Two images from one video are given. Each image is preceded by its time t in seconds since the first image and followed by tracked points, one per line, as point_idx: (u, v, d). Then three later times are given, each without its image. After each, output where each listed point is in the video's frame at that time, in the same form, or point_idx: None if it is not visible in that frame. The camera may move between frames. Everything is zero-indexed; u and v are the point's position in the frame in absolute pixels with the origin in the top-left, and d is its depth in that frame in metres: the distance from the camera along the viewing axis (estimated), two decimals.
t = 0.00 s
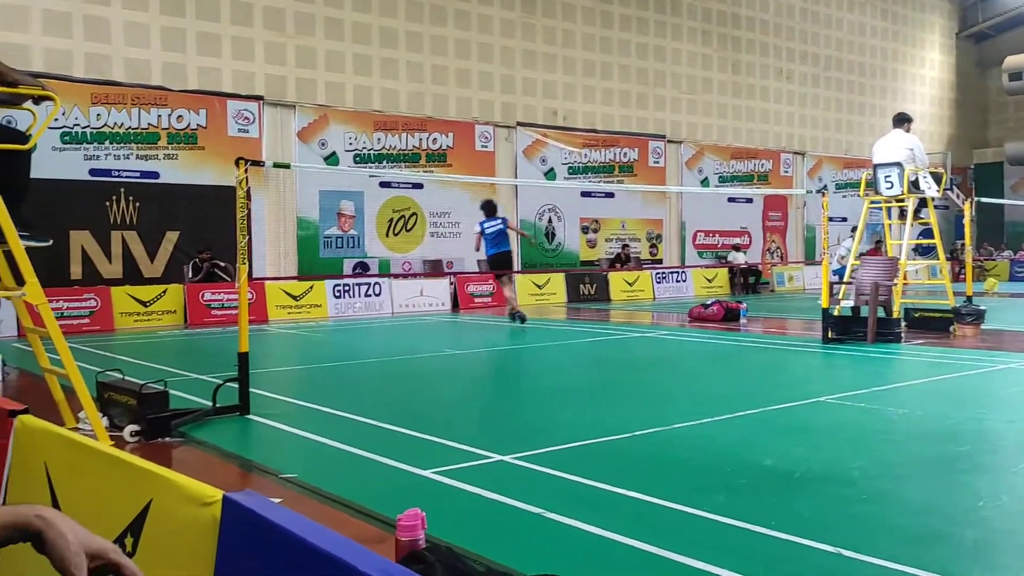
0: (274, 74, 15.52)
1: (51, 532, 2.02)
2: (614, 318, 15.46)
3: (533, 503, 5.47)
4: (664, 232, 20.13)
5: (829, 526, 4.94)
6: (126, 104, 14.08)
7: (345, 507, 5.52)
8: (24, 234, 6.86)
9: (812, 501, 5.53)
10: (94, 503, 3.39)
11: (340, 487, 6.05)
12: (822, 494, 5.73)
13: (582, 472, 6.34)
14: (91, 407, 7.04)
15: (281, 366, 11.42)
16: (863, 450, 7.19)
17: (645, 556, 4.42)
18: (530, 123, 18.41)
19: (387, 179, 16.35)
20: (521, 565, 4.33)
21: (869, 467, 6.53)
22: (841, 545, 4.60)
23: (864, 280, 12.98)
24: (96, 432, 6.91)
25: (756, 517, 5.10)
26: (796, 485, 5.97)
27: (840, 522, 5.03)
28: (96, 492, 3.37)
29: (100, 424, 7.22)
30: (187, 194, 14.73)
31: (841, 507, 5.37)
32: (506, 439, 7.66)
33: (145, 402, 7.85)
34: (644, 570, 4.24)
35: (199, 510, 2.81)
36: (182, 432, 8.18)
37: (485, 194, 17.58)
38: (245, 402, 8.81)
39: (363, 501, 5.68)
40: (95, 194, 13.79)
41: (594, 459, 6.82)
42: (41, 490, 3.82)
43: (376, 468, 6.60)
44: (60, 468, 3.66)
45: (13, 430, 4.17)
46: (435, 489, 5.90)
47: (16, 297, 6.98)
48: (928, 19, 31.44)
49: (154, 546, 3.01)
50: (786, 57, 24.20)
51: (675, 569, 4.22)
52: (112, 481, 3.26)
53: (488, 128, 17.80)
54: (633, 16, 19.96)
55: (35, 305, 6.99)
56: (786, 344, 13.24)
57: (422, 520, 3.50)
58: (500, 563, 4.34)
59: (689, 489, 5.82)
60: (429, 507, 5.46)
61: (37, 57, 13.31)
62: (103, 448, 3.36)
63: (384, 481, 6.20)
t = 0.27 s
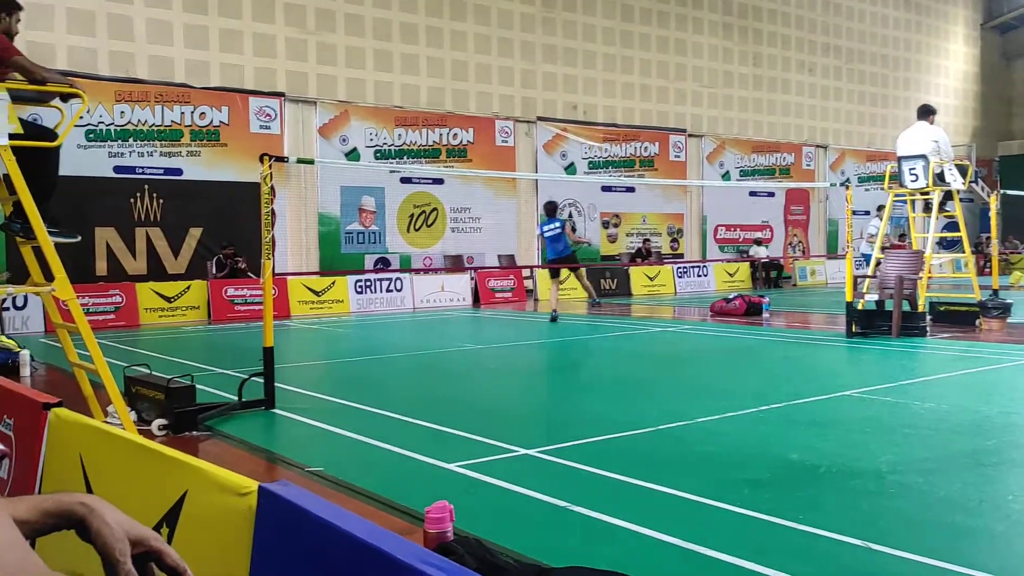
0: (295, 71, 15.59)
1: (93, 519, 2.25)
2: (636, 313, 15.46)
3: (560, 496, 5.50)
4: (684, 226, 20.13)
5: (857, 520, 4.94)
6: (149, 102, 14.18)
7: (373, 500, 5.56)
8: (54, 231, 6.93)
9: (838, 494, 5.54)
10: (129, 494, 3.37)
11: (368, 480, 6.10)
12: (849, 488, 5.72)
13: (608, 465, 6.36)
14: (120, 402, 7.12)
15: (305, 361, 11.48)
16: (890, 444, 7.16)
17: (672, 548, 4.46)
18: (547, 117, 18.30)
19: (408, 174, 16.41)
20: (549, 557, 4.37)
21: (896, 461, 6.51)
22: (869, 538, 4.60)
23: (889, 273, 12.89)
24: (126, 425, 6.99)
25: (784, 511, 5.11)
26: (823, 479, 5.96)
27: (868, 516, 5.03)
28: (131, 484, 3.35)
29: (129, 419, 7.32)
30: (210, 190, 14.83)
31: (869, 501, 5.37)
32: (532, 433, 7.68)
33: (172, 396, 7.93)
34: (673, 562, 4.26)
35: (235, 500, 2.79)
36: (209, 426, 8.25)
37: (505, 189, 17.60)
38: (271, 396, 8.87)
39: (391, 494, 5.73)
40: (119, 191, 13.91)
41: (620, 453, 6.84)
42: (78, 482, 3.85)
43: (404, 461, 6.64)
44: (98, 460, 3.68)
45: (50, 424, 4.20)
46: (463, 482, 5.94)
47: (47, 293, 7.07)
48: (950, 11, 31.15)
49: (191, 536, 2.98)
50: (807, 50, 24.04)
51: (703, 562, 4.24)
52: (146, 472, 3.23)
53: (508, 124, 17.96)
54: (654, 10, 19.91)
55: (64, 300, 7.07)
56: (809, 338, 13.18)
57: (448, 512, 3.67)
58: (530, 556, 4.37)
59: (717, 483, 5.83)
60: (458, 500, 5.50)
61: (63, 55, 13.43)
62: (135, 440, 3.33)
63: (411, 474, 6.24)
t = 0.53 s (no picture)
0: (315, 71, 15.67)
1: (120, 518, 1.88)
2: (656, 311, 15.41)
3: (582, 496, 5.49)
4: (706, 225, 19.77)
5: (881, 520, 4.89)
6: (171, 103, 14.31)
7: (393, 499, 5.57)
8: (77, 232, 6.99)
9: (861, 494, 5.50)
10: (153, 495, 3.39)
11: (389, 479, 6.12)
12: (873, 488, 5.67)
13: (629, 465, 6.34)
14: (143, 402, 7.16)
15: (325, 361, 11.51)
16: (914, 444, 7.08)
17: (693, 548, 4.44)
18: (568, 117, 18.56)
19: (427, 174, 16.45)
20: (570, 555, 4.37)
21: (921, 462, 6.43)
22: (893, 539, 4.56)
23: (912, 271, 12.76)
24: (149, 425, 7.04)
25: (807, 511, 5.07)
26: (846, 479, 5.92)
27: (894, 517, 4.98)
28: (155, 485, 3.37)
29: (152, 417, 7.37)
30: (230, 190, 14.92)
31: (893, 502, 5.31)
32: (551, 433, 7.66)
33: (195, 395, 8.00)
34: (694, 562, 4.24)
35: (258, 498, 2.81)
36: (231, 425, 8.31)
37: (524, 188, 17.62)
38: (292, 395, 8.91)
39: (411, 493, 5.74)
40: (141, 192, 14.04)
41: (641, 452, 6.81)
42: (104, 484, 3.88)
43: (425, 461, 6.65)
44: (122, 459, 3.72)
45: (76, 423, 4.25)
46: (483, 482, 5.93)
47: (72, 293, 7.14)
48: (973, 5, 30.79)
49: (215, 536, 2.99)
50: (828, 46, 23.85)
51: (726, 562, 4.22)
52: (172, 472, 3.26)
53: (526, 123, 18.06)
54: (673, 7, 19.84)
55: (89, 300, 7.14)
56: (830, 337, 13.08)
57: (470, 509, 3.66)
58: (551, 555, 4.37)
59: (738, 483, 5.80)
60: (479, 499, 5.50)
61: (86, 57, 13.57)
62: (161, 440, 3.37)
63: (432, 474, 6.25)
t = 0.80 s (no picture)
0: (324, 75, 15.73)
1: (130, 521, 1.80)
2: (666, 314, 15.38)
3: (591, 499, 5.48)
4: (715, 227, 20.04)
5: (893, 523, 4.86)
6: (181, 108, 14.39)
7: (403, 502, 5.58)
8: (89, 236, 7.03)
9: (873, 497, 5.45)
10: (164, 498, 3.41)
11: (399, 482, 6.13)
12: (885, 491, 5.63)
13: (639, 468, 6.32)
14: (155, 406, 7.18)
15: (335, 364, 11.52)
16: (926, 446, 7.03)
17: (704, 551, 4.41)
18: (576, 119, 18.40)
19: (436, 177, 16.48)
20: (580, 559, 4.35)
21: (933, 464, 6.39)
22: (905, 542, 4.52)
23: (923, 272, 12.69)
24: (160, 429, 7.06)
25: (818, 514, 5.04)
26: (858, 481, 5.88)
27: (906, 519, 4.95)
28: (166, 487, 3.38)
29: (164, 421, 7.40)
30: (240, 194, 14.99)
31: (904, 504, 5.28)
32: (561, 436, 7.65)
33: (206, 398, 8.02)
34: (703, 565, 4.23)
35: (267, 502, 2.81)
36: (242, 428, 8.32)
37: (533, 191, 17.64)
38: (302, 399, 8.92)
39: (420, 496, 5.73)
40: (152, 196, 14.11)
41: (651, 455, 6.79)
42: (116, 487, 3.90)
43: (434, 464, 6.65)
44: (134, 462, 3.73)
45: (87, 427, 4.27)
46: (492, 485, 5.93)
47: (83, 298, 7.17)
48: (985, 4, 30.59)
49: (227, 540, 2.99)
50: (838, 46, 23.76)
51: (735, 565, 4.20)
52: (182, 476, 3.26)
53: (536, 125, 18.05)
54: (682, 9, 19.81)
55: (101, 305, 7.17)
56: (842, 339, 13.02)
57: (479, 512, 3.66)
58: (560, 558, 4.36)
59: (748, 485, 5.78)
60: (488, 502, 5.50)
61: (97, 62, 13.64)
62: (172, 444, 3.37)
63: (442, 477, 6.25)
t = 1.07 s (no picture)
0: (326, 80, 15.74)
1: (133, 520, 1.78)
2: (669, 316, 15.34)
3: (595, 502, 5.46)
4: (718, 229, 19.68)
5: (897, 525, 4.84)
6: (184, 113, 14.41)
7: (406, 506, 5.57)
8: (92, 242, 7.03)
9: (878, 499, 5.43)
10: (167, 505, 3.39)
11: (402, 486, 6.11)
12: (889, 493, 5.61)
13: (642, 471, 6.30)
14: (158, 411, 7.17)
15: (339, 368, 11.51)
16: (931, 448, 7.00)
17: (707, 555, 4.39)
18: (579, 122, 18.49)
19: (438, 181, 16.48)
20: (582, 563, 4.33)
21: (937, 466, 6.36)
22: (910, 544, 4.50)
23: (927, 273, 12.65)
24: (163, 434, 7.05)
25: (822, 517, 5.02)
26: (862, 483, 5.86)
27: (910, 522, 4.92)
28: (169, 494, 3.37)
29: (167, 426, 7.39)
30: (243, 199, 15.00)
31: (909, 506, 5.26)
32: (564, 439, 7.63)
33: (209, 403, 8.02)
34: (706, 568, 4.21)
35: (269, 508, 2.78)
36: (245, 433, 8.31)
37: (535, 195, 17.63)
38: (305, 404, 8.90)
39: (423, 501, 5.72)
40: (156, 201, 14.13)
41: (655, 458, 6.77)
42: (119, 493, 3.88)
43: (437, 468, 6.64)
44: (136, 468, 3.72)
45: (89, 432, 4.24)
46: (495, 489, 5.92)
47: (86, 304, 7.18)
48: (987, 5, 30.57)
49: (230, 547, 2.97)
50: (840, 47, 23.73)
51: (738, 568, 4.18)
52: (185, 482, 3.25)
53: (538, 129, 17.81)
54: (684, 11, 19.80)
55: (103, 311, 7.17)
56: (846, 340, 12.98)
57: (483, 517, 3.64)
58: (563, 562, 4.34)
59: (752, 488, 5.75)
60: (491, 506, 5.48)
61: (99, 68, 13.67)
62: (175, 450, 3.35)
63: (445, 481, 6.23)
